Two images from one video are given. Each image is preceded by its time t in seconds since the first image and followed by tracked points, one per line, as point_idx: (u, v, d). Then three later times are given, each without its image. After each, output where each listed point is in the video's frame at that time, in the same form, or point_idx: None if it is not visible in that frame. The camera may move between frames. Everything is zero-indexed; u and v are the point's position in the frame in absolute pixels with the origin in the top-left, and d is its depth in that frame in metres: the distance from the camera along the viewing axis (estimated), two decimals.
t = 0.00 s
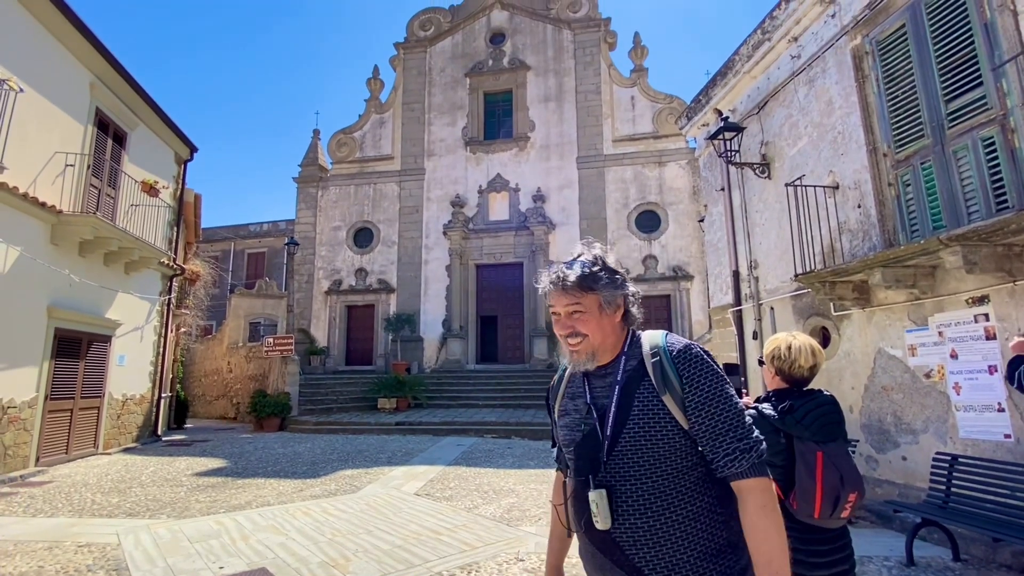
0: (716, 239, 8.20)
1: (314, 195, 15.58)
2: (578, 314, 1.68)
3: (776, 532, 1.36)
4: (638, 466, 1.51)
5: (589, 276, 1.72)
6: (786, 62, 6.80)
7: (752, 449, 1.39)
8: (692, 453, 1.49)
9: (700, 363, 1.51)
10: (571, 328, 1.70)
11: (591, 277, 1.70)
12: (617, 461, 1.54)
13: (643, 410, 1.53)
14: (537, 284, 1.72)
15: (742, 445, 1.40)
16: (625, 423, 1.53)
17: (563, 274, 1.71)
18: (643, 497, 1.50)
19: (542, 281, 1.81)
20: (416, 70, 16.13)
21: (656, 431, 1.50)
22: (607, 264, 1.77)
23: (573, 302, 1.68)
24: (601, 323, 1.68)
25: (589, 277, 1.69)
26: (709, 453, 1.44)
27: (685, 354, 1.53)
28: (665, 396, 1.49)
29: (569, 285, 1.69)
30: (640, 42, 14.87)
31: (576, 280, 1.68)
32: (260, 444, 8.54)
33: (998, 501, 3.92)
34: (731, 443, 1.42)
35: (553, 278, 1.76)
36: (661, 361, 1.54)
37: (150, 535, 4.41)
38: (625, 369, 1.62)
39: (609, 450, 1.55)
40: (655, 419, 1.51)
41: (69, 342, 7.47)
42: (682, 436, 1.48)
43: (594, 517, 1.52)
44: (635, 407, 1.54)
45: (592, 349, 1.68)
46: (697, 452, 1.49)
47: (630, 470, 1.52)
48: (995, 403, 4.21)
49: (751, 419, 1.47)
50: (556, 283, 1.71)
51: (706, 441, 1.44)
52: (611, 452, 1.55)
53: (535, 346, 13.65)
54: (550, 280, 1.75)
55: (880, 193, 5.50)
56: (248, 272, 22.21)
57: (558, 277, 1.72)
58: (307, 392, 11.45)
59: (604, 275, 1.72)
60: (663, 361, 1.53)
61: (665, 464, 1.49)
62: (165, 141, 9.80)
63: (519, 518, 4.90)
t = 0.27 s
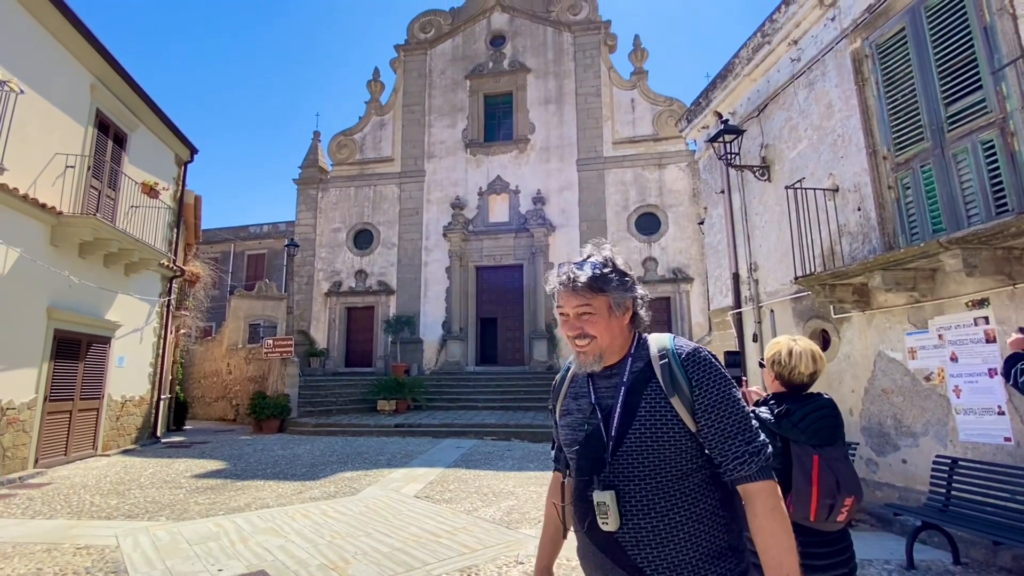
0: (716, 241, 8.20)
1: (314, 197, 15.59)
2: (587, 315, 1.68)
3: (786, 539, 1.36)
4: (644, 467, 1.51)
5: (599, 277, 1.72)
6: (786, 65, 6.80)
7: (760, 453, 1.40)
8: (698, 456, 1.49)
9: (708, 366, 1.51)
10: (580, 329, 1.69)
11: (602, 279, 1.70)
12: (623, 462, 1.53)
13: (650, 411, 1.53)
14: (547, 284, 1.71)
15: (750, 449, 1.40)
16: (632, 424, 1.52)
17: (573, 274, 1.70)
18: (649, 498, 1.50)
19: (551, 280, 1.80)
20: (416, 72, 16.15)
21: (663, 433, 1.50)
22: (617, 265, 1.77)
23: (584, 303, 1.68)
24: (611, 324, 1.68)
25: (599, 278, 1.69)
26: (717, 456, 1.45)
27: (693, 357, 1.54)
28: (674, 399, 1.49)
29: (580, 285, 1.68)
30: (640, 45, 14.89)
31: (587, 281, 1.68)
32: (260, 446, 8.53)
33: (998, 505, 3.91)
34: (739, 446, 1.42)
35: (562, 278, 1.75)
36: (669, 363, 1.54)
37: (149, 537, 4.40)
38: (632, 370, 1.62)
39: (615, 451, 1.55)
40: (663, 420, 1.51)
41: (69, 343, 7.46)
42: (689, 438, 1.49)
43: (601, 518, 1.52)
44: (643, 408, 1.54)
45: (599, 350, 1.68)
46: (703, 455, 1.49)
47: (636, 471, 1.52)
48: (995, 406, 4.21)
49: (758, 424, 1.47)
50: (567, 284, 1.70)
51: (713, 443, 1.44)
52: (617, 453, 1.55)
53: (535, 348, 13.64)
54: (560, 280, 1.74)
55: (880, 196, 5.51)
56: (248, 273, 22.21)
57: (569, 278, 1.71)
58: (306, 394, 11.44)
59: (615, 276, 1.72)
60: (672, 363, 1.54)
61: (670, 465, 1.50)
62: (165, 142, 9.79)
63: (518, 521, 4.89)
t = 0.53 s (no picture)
0: (715, 245, 8.20)
1: (314, 199, 15.59)
2: (588, 315, 1.69)
3: (779, 550, 1.34)
4: (646, 472, 1.51)
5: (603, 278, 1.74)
6: (785, 69, 6.82)
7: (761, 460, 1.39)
8: (700, 461, 1.49)
9: (712, 372, 1.50)
10: (581, 330, 1.71)
11: (606, 281, 1.71)
12: (625, 466, 1.53)
13: (652, 417, 1.53)
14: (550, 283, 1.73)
15: (751, 456, 1.40)
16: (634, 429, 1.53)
17: (577, 275, 1.72)
18: (651, 504, 1.49)
19: (556, 279, 1.82)
20: (416, 74, 16.17)
21: (665, 439, 1.50)
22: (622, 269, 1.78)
23: (584, 303, 1.69)
24: (611, 325, 1.69)
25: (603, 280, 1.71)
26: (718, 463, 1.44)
27: (696, 363, 1.53)
28: (677, 404, 1.49)
29: (582, 286, 1.70)
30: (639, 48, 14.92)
31: (591, 282, 1.69)
32: (258, 448, 8.51)
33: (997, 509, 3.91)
34: (740, 453, 1.42)
35: (567, 278, 1.78)
36: (673, 369, 1.53)
37: (146, 539, 4.38)
38: (635, 375, 1.62)
39: (618, 455, 1.55)
40: (665, 425, 1.51)
41: (67, 344, 7.45)
42: (691, 444, 1.48)
43: (603, 522, 1.52)
44: (646, 413, 1.54)
45: (599, 353, 1.69)
46: (705, 461, 1.49)
47: (638, 475, 1.52)
48: (994, 410, 4.21)
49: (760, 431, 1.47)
50: (571, 283, 1.72)
51: (715, 450, 1.44)
52: (619, 457, 1.55)
53: (534, 351, 13.63)
54: (565, 279, 1.76)
55: (879, 201, 5.52)
56: (247, 275, 22.18)
57: (573, 278, 1.73)
58: (305, 396, 11.41)
59: (618, 279, 1.73)
60: (676, 368, 1.53)
61: (672, 471, 1.50)
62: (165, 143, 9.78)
63: (517, 524, 4.88)
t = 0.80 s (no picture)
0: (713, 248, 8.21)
1: (312, 201, 15.58)
2: (587, 314, 2.06)
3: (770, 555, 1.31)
4: (642, 475, 1.51)
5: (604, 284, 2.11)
6: (783, 74, 6.84)
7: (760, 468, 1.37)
8: (698, 467, 1.48)
9: (712, 378, 1.50)
10: (581, 323, 2.11)
11: (610, 285, 2.12)
12: (622, 469, 1.53)
13: (650, 420, 1.53)
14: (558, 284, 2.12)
15: (749, 462, 1.38)
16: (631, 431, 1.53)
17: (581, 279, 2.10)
18: (646, 507, 1.49)
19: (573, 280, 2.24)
20: (415, 77, 16.19)
21: (663, 442, 1.50)
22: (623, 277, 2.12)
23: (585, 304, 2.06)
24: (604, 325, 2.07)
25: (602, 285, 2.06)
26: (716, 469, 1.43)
27: (697, 368, 1.53)
28: (675, 409, 1.49)
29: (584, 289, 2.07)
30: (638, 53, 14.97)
31: (595, 284, 2.08)
32: (254, 450, 8.47)
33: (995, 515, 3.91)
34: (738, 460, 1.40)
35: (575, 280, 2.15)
36: (673, 373, 1.53)
37: (140, 542, 4.36)
38: (635, 378, 1.62)
39: (614, 457, 1.55)
40: (663, 429, 1.50)
41: (63, 345, 7.42)
42: (689, 449, 1.48)
43: (598, 524, 1.52)
44: (644, 416, 1.54)
45: (594, 344, 2.08)
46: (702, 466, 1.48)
47: (634, 478, 1.51)
48: (991, 415, 4.22)
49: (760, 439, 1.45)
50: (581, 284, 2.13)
51: (712, 456, 1.43)
52: (616, 459, 1.55)
53: (532, 354, 13.61)
54: (573, 281, 2.15)
55: (876, 206, 5.54)
56: (245, 277, 22.13)
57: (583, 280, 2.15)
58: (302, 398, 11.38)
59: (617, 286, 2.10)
60: (675, 373, 1.53)
61: (668, 475, 1.49)
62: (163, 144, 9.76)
63: (514, 528, 4.87)
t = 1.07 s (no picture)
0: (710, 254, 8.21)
1: (311, 204, 15.56)
2: (592, 327, 1.70)
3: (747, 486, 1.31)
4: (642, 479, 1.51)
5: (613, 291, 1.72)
6: (781, 81, 6.87)
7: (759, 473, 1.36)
8: (697, 472, 1.49)
9: (715, 384, 1.51)
10: (583, 339, 1.73)
11: (616, 292, 1.70)
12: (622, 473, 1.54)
13: (651, 423, 1.54)
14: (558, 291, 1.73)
15: (746, 462, 1.37)
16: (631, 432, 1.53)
17: (586, 284, 1.72)
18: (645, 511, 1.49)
19: (570, 284, 1.82)
20: (415, 81, 16.22)
21: (663, 447, 1.51)
22: (637, 281, 1.75)
23: (590, 314, 1.69)
24: (614, 340, 1.68)
25: (612, 292, 1.69)
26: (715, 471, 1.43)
27: (701, 373, 1.54)
28: (676, 413, 1.50)
29: (589, 296, 1.70)
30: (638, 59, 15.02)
31: (599, 292, 1.69)
32: (250, 454, 8.43)
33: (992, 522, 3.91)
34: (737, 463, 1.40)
35: (578, 285, 1.78)
36: (676, 378, 1.55)
37: (134, 546, 4.33)
38: (638, 382, 1.64)
39: (615, 461, 1.56)
40: (664, 434, 1.51)
41: (58, 347, 7.38)
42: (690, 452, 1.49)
43: (596, 528, 1.51)
44: (645, 419, 1.55)
45: (599, 364, 1.70)
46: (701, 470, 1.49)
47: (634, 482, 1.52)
48: (988, 422, 4.22)
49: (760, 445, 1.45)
50: (581, 291, 1.74)
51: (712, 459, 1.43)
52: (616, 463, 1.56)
53: (529, 358, 13.59)
54: (577, 287, 1.76)
55: (873, 212, 5.55)
56: (242, 279, 22.08)
57: (584, 286, 1.74)
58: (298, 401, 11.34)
59: (630, 292, 1.71)
60: (678, 378, 1.55)
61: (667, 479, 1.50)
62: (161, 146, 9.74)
63: (510, 533, 4.85)
